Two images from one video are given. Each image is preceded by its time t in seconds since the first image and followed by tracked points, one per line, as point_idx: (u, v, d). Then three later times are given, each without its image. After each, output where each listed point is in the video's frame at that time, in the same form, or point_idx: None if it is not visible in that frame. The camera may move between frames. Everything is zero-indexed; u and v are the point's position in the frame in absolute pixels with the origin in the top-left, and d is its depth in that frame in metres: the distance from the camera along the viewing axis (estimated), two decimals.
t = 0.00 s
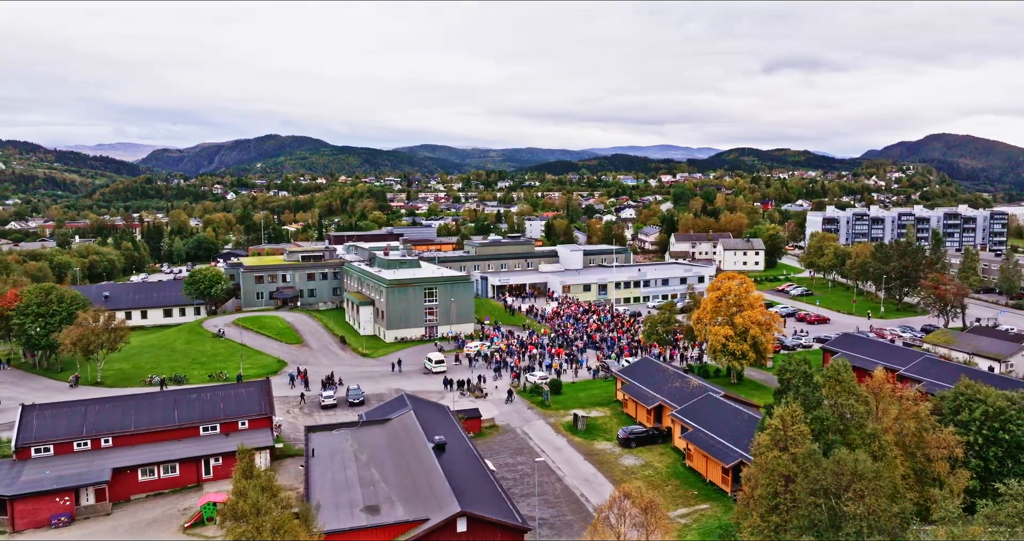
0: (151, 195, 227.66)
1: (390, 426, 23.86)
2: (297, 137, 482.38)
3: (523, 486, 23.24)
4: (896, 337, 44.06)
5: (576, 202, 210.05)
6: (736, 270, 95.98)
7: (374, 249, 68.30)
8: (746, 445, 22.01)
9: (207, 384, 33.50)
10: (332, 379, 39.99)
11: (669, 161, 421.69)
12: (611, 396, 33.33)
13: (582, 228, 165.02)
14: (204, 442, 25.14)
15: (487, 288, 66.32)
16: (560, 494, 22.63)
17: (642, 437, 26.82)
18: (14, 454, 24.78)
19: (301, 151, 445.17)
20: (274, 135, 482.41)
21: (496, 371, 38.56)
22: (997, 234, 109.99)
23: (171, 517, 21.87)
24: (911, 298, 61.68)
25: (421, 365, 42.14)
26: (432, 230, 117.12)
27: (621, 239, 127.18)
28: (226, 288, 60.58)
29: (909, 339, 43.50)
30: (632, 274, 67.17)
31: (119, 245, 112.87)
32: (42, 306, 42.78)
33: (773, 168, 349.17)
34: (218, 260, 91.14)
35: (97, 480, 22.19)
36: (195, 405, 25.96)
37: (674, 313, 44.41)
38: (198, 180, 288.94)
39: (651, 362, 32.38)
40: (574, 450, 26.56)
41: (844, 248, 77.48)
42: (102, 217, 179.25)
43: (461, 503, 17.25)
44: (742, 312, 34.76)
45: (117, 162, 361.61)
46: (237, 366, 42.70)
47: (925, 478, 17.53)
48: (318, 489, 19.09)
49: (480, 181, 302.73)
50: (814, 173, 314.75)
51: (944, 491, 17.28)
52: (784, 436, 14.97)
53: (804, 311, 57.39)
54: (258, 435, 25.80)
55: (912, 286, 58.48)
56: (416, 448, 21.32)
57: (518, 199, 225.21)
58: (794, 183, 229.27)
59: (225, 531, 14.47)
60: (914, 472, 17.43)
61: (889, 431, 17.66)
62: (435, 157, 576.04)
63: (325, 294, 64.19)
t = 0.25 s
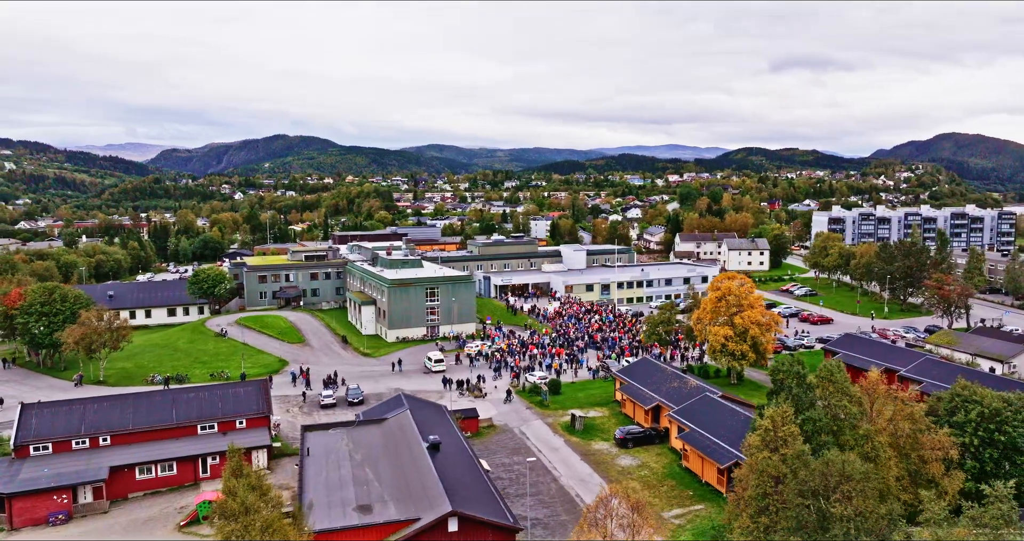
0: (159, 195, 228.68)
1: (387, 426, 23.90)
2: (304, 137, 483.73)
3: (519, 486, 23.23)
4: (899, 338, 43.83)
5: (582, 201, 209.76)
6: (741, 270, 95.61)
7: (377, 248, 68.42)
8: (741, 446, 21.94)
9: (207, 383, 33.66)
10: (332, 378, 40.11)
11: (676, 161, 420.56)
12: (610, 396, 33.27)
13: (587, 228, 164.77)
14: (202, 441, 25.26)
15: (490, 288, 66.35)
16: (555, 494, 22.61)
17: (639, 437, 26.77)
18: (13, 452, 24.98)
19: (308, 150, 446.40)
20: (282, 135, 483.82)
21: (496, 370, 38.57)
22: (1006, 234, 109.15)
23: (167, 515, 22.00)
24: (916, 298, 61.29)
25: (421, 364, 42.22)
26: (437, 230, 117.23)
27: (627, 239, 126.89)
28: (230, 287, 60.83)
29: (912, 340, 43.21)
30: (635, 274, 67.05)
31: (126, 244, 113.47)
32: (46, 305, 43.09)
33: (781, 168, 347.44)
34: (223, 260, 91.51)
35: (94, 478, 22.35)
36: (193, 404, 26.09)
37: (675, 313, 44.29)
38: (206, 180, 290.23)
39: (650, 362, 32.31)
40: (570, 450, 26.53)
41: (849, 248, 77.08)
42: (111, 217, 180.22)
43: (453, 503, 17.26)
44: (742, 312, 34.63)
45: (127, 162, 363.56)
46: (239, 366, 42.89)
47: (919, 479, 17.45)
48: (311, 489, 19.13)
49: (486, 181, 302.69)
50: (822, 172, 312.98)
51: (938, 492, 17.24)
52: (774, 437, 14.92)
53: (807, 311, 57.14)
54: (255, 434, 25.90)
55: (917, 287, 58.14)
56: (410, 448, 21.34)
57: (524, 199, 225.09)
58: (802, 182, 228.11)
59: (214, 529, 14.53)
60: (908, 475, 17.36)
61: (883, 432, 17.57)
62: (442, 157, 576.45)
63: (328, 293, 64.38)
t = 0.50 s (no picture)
0: (165, 195, 229.49)
1: (381, 426, 23.94)
2: (309, 137, 484.71)
3: (513, 486, 23.19)
4: (900, 339, 43.66)
5: (586, 201, 209.59)
6: (743, 270, 95.38)
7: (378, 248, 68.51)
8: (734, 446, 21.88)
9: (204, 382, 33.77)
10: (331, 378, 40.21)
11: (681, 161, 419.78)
12: (607, 396, 33.21)
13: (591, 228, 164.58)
14: (197, 440, 25.32)
15: (491, 288, 66.39)
16: (549, 494, 22.58)
17: (634, 437, 26.73)
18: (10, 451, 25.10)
19: (314, 151, 447.11)
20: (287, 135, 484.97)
21: (493, 370, 38.58)
22: (1011, 234, 108.62)
23: (161, 514, 22.07)
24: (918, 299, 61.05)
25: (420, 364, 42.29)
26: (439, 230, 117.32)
27: (629, 239, 126.74)
28: (231, 287, 61.00)
29: (912, 341, 43.04)
30: (636, 274, 66.99)
31: (130, 244, 113.87)
32: (47, 304, 43.30)
33: (787, 168, 346.20)
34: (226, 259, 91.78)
35: (89, 477, 22.43)
36: (189, 403, 26.16)
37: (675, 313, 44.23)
38: (212, 180, 291.19)
39: (647, 362, 32.25)
40: (565, 450, 26.51)
41: (852, 248, 76.84)
42: (117, 217, 180.97)
43: (442, 503, 17.27)
44: (740, 312, 34.52)
45: (133, 162, 364.88)
46: (238, 365, 43.01)
47: (910, 480, 17.41)
48: (303, 488, 19.18)
49: (491, 181, 302.77)
50: (828, 172, 311.89)
51: (929, 494, 17.21)
52: (762, 438, 14.91)
53: (807, 312, 56.99)
54: (251, 434, 25.95)
55: (918, 287, 57.92)
56: (402, 448, 21.36)
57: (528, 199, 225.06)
58: (808, 182, 227.34)
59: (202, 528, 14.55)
60: (899, 475, 17.31)
61: (874, 433, 17.52)
62: (446, 157, 576.88)
63: (329, 293, 64.52)
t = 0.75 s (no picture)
0: (170, 195, 230.10)
1: (374, 425, 23.99)
2: (313, 138, 485.48)
3: (505, 486, 23.16)
4: (899, 340, 43.46)
5: (589, 201, 209.42)
6: (744, 270, 95.16)
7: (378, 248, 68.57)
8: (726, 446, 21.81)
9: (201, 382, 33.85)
10: (329, 377, 40.32)
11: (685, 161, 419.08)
12: (603, 397, 33.19)
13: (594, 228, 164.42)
14: (192, 440, 25.38)
15: (490, 288, 66.41)
16: (541, 495, 22.57)
17: (628, 438, 26.69)
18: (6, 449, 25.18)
19: (318, 151, 447.67)
20: (292, 134, 485.75)
21: (490, 370, 38.57)
22: (1015, 234, 108.15)
23: (155, 513, 22.14)
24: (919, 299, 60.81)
25: (417, 364, 42.35)
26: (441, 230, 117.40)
27: (632, 239, 126.50)
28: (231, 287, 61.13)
29: (911, 342, 42.83)
30: (636, 274, 66.92)
31: (133, 243, 114.16)
32: (46, 303, 43.45)
33: (792, 168, 345.13)
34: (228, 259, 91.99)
35: (83, 476, 22.51)
36: (184, 403, 26.22)
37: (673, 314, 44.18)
38: (216, 180, 291.95)
39: (643, 363, 32.20)
40: (559, 451, 26.50)
41: (853, 248, 76.61)
42: (122, 217, 181.54)
43: (431, 503, 17.28)
44: (736, 313, 34.46)
45: (138, 162, 365.86)
46: (236, 365, 43.12)
47: (902, 481, 17.34)
48: (294, 487, 19.26)
49: (495, 181, 302.76)
50: (832, 172, 310.99)
51: (919, 495, 17.17)
52: (749, 439, 14.93)
53: (807, 312, 56.78)
54: (245, 434, 26.00)
55: (919, 287, 57.70)
56: (394, 448, 21.40)
57: (531, 199, 224.96)
58: (812, 182, 226.64)
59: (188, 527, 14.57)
60: (891, 477, 17.22)
61: (865, 435, 17.46)
62: (451, 157, 576.78)
63: (329, 293, 64.63)
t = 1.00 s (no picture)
0: (175, 195, 230.84)
1: (367, 425, 24.02)
2: (317, 138, 486.32)
3: (497, 486, 23.13)
4: (898, 341, 43.27)
5: (593, 201, 209.15)
6: (747, 270, 94.84)
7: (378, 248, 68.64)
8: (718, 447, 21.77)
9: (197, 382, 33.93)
10: (327, 377, 40.39)
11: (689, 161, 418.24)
12: (599, 397, 33.14)
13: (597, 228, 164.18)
14: (186, 440, 25.43)
15: (490, 288, 66.41)
16: (532, 494, 22.53)
17: (621, 438, 26.64)
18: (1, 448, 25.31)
19: (323, 151, 448.42)
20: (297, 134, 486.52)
21: (487, 371, 38.59)
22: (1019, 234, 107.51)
23: (147, 512, 22.23)
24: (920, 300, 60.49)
25: (414, 364, 42.40)
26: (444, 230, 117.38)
27: (634, 239, 126.25)
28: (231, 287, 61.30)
29: (910, 343, 42.65)
30: (636, 274, 66.81)
31: (136, 243, 114.56)
32: (46, 303, 43.65)
33: (797, 169, 343.96)
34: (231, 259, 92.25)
35: (76, 475, 22.59)
36: (178, 402, 26.28)
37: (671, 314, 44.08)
38: (222, 180, 292.83)
39: (638, 363, 32.15)
40: (553, 451, 26.47)
41: (855, 248, 76.29)
42: (127, 217, 182.23)
43: (419, 503, 17.28)
44: (733, 313, 34.36)
45: (144, 162, 367.18)
46: (234, 364, 43.24)
47: (892, 483, 17.25)
48: (284, 487, 19.30)
49: (499, 181, 302.73)
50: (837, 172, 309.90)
51: (909, 497, 17.10)
52: (734, 440, 14.92)
53: (807, 312, 56.58)
54: (239, 434, 26.05)
55: (920, 288, 57.44)
56: (386, 448, 21.41)
57: (535, 199, 224.82)
58: (817, 182, 225.78)
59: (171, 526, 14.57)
60: (880, 478, 17.16)
61: (854, 435, 17.40)
62: (455, 157, 577.10)
63: (329, 293, 64.75)
